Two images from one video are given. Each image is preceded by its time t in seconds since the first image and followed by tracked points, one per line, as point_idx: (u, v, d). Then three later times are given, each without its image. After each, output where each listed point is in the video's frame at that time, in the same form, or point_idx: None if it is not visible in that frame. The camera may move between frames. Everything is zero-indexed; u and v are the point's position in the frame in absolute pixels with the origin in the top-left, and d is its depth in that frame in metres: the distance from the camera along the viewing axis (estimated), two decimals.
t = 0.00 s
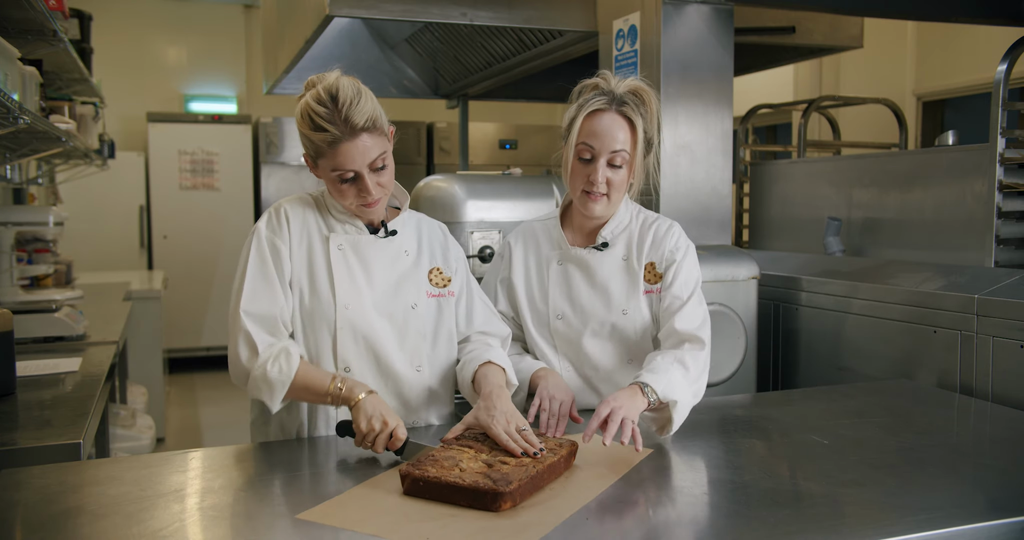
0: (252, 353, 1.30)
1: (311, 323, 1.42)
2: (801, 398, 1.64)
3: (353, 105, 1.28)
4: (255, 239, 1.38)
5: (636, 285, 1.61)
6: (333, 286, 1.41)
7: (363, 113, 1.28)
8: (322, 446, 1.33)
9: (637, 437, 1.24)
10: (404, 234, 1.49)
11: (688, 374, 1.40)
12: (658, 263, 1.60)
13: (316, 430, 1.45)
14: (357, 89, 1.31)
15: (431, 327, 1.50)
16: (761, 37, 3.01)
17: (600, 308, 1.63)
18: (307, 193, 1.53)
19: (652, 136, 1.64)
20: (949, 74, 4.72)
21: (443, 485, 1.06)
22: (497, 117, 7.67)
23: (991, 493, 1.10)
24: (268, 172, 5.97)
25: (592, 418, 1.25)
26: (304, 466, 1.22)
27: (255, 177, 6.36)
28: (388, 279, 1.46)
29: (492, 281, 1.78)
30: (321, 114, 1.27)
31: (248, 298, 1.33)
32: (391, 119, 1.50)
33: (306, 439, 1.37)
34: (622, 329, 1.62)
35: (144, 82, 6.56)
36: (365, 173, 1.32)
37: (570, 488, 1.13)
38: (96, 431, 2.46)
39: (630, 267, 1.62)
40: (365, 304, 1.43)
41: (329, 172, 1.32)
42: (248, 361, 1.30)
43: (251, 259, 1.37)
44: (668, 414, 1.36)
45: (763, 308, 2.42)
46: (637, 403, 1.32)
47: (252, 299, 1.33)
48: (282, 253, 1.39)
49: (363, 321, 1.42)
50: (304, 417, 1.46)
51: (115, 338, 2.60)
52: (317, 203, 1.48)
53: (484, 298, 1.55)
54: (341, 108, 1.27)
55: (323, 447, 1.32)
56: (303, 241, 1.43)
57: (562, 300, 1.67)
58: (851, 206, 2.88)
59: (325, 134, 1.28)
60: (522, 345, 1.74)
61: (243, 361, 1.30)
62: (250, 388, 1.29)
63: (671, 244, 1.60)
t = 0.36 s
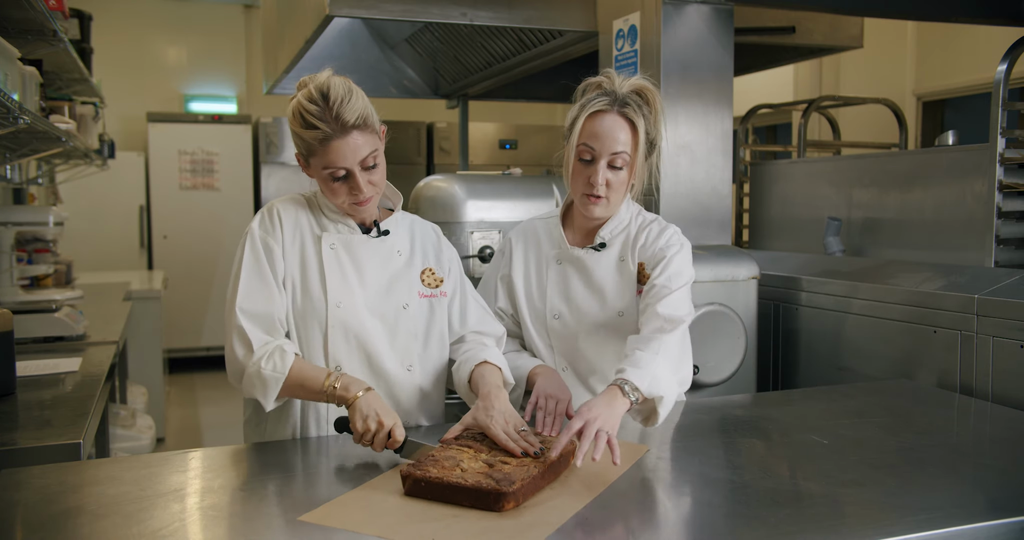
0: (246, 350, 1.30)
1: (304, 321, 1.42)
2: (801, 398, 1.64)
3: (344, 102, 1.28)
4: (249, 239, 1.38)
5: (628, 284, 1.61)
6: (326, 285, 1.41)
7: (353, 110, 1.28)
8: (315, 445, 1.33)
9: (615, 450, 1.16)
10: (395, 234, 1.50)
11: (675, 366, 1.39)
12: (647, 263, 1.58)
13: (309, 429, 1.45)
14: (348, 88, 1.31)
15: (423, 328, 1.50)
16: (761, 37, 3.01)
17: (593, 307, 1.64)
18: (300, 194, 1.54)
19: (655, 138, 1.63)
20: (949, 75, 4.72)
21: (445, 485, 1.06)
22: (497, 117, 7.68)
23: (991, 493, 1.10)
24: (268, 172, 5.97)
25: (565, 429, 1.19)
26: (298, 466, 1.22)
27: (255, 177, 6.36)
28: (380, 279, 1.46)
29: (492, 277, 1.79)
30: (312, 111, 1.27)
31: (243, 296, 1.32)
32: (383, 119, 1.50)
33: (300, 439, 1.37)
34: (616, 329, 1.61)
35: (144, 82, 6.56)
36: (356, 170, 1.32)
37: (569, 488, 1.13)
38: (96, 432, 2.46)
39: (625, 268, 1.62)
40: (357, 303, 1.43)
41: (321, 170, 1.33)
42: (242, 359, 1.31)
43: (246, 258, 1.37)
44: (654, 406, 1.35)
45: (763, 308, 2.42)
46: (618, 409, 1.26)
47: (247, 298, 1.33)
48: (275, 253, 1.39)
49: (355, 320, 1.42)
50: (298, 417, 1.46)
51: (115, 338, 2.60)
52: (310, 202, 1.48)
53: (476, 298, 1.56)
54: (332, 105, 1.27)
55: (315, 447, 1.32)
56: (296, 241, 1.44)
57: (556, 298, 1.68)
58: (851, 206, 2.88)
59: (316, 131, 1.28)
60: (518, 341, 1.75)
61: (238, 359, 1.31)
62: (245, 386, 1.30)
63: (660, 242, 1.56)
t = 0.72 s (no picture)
0: (245, 352, 1.30)
1: (299, 321, 1.42)
2: (801, 398, 1.64)
3: (333, 101, 1.28)
4: (243, 240, 1.38)
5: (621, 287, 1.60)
6: (320, 285, 1.41)
7: (342, 108, 1.28)
8: (311, 446, 1.33)
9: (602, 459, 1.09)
10: (389, 233, 1.50)
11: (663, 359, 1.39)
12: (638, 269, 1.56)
13: (307, 430, 1.46)
14: (338, 87, 1.32)
15: (418, 326, 1.50)
16: (761, 37, 3.01)
17: (587, 308, 1.64)
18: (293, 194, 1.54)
19: (659, 141, 1.63)
20: (950, 75, 4.72)
21: (448, 486, 1.06)
22: (497, 118, 7.68)
23: (991, 493, 1.10)
24: (268, 172, 5.97)
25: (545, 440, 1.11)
26: (296, 466, 1.22)
27: (255, 177, 6.35)
28: (374, 278, 1.47)
29: (496, 272, 1.79)
30: (301, 110, 1.27)
31: (238, 297, 1.32)
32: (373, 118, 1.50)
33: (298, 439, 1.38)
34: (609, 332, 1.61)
35: (143, 82, 6.56)
36: (347, 168, 1.32)
37: (568, 488, 1.13)
38: (96, 432, 2.45)
39: (619, 271, 1.61)
40: (352, 303, 1.43)
41: (312, 169, 1.32)
42: (242, 362, 1.31)
43: (241, 259, 1.37)
44: (644, 401, 1.34)
45: (763, 308, 2.42)
46: (604, 415, 1.19)
47: (242, 299, 1.33)
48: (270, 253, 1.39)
49: (351, 319, 1.42)
50: (295, 416, 1.46)
51: (115, 338, 2.60)
52: (303, 203, 1.48)
53: (471, 296, 1.56)
54: (321, 104, 1.27)
55: (311, 447, 1.32)
56: (290, 242, 1.43)
57: (554, 296, 1.69)
58: (851, 206, 2.88)
59: (306, 131, 1.28)
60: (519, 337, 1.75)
61: (237, 361, 1.31)
62: (244, 388, 1.29)
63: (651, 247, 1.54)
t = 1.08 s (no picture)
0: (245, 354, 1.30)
1: (298, 321, 1.42)
2: (801, 398, 1.64)
3: (327, 101, 1.28)
4: (243, 242, 1.38)
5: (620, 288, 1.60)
6: (319, 285, 1.41)
7: (336, 108, 1.28)
8: (310, 446, 1.33)
9: (602, 470, 1.09)
10: (388, 233, 1.50)
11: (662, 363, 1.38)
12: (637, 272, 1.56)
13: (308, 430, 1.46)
14: (331, 88, 1.31)
15: (417, 326, 1.50)
16: (761, 37, 3.01)
17: (587, 309, 1.64)
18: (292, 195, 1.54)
19: (661, 143, 1.63)
20: (950, 75, 4.72)
21: (448, 486, 1.06)
22: (497, 118, 7.68)
23: (991, 493, 1.10)
24: (268, 172, 5.97)
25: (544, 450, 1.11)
26: (296, 466, 1.23)
27: (255, 177, 6.36)
28: (373, 278, 1.47)
29: (499, 271, 1.80)
30: (295, 112, 1.28)
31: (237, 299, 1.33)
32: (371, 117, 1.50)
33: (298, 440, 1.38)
34: (609, 332, 1.61)
35: (143, 82, 6.56)
36: (342, 169, 1.32)
37: (568, 488, 1.13)
38: (96, 432, 2.45)
39: (618, 272, 1.61)
40: (351, 303, 1.43)
41: (308, 171, 1.33)
42: (242, 363, 1.31)
43: (241, 261, 1.37)
44: (644, 407, 1.33)
45: (762, 308, 2.42)
46: (604, 423, 1.18)
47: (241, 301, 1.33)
48: (269, 255, 1.39)
49: (350, 319, 1.42)
50: (296, 417, 1.46)
51: (115, 338, 2.60)
52: (301, 204, 1.48)
53: (469, 295, 1.56)
54: (314, 105, 1.27)
55: (311, 447, 1.32)
56: (289, 243, 1.43)
57: (555, 296, 1.69)
58: (851, 206, 2.88)
59: (300, 132, 1.28)
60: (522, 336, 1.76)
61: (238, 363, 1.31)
62: (245, 389, 1.30)
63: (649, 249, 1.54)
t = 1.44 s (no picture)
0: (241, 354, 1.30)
1: (298, 321, 1.42)
2: (801, 398, 1.64)
3: (328, 101, 1.28)
4: (242, 243, 1.38)
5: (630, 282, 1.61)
6: (319, 285, 1.41)
7: (336, 108, 1.28)
8: (310, 446, 1.33)
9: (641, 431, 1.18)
10: (387, 233, 1.50)
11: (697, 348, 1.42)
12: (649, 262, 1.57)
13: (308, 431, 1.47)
14: (332, 87, 1.32)
15: (416, 326, 1.50)
16: (761, 37, 3.01)
17: (594, 305, 1.64)
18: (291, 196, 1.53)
19: (661, 139, 1.63)
20: (950, 75, 4.72)
21: (451, 486, 1.06)
22: (496, 118, 7.68)
23: (990, 493, 1.10)
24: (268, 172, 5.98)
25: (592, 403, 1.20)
26: (296, 466, 1.23)
27: (255, 177, 6.36)
28: (373, 278, 1.47)
29: (498, 271, 1.78)
30: (296, 112, 1.28)
31: (236, 300, 1.33)
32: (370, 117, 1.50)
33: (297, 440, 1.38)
34: (616, 327, 1.61)
35: (143, 82, 6.56)
36: (343, 168, 1.32)
37: (569, 489, 1.13)
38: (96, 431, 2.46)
39: (626, 266, 1.62)
40: (351, 303, 1.43)
41: (309, 170, 1.33)
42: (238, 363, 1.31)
43: (240, 262, 1.37)
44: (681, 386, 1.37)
45: (762, 308, 2.42)
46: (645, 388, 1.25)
47: (241, 302, 1.33)
48: (268, 255, 1.39)
49: (350, 320, 1.42)
50: (296, 417, 1.46)
51: (115, 338, 2.60)
52: (301, 204, 1.48)
53: (469, 296, 1.57)
54: (315, 104, 1.28)
55: (311, 447, 1.32)
56: (289, 243, 1.43)
57: (559, 294, 1.69)
58: (851, 206, 2.88)
59: (300, 132, 1.28)
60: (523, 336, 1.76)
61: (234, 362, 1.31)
62: (241, 388, 1.30)
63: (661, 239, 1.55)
